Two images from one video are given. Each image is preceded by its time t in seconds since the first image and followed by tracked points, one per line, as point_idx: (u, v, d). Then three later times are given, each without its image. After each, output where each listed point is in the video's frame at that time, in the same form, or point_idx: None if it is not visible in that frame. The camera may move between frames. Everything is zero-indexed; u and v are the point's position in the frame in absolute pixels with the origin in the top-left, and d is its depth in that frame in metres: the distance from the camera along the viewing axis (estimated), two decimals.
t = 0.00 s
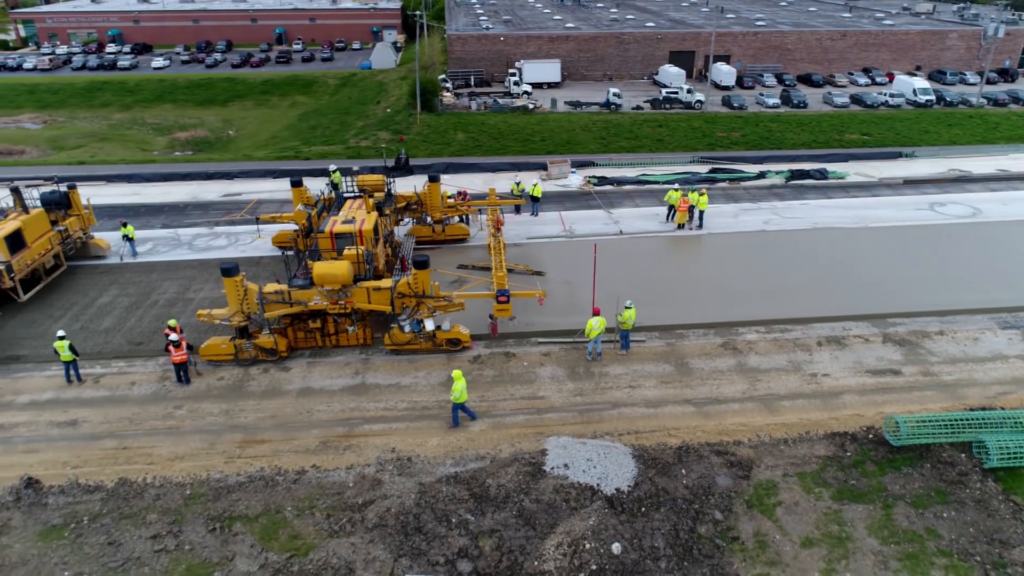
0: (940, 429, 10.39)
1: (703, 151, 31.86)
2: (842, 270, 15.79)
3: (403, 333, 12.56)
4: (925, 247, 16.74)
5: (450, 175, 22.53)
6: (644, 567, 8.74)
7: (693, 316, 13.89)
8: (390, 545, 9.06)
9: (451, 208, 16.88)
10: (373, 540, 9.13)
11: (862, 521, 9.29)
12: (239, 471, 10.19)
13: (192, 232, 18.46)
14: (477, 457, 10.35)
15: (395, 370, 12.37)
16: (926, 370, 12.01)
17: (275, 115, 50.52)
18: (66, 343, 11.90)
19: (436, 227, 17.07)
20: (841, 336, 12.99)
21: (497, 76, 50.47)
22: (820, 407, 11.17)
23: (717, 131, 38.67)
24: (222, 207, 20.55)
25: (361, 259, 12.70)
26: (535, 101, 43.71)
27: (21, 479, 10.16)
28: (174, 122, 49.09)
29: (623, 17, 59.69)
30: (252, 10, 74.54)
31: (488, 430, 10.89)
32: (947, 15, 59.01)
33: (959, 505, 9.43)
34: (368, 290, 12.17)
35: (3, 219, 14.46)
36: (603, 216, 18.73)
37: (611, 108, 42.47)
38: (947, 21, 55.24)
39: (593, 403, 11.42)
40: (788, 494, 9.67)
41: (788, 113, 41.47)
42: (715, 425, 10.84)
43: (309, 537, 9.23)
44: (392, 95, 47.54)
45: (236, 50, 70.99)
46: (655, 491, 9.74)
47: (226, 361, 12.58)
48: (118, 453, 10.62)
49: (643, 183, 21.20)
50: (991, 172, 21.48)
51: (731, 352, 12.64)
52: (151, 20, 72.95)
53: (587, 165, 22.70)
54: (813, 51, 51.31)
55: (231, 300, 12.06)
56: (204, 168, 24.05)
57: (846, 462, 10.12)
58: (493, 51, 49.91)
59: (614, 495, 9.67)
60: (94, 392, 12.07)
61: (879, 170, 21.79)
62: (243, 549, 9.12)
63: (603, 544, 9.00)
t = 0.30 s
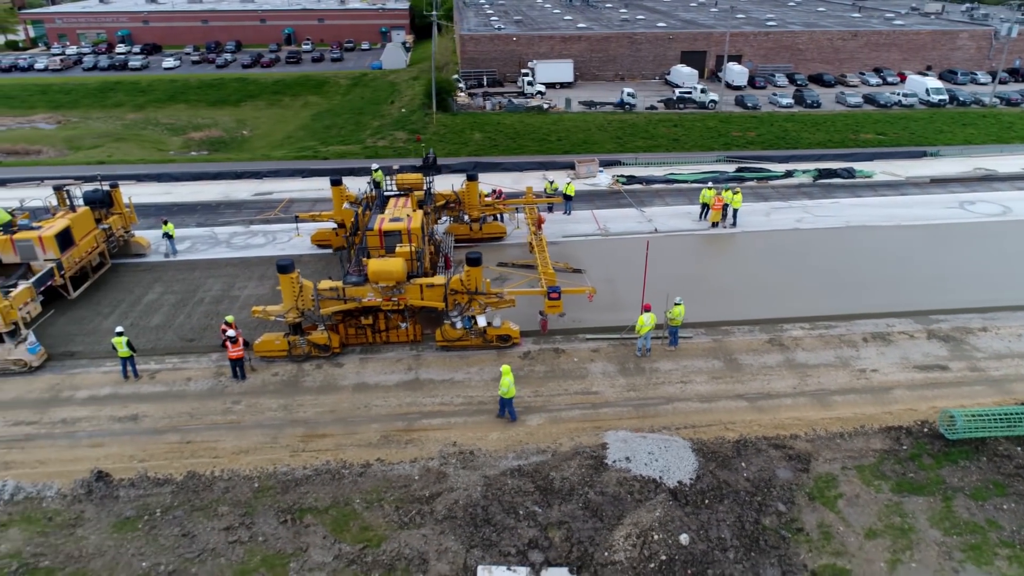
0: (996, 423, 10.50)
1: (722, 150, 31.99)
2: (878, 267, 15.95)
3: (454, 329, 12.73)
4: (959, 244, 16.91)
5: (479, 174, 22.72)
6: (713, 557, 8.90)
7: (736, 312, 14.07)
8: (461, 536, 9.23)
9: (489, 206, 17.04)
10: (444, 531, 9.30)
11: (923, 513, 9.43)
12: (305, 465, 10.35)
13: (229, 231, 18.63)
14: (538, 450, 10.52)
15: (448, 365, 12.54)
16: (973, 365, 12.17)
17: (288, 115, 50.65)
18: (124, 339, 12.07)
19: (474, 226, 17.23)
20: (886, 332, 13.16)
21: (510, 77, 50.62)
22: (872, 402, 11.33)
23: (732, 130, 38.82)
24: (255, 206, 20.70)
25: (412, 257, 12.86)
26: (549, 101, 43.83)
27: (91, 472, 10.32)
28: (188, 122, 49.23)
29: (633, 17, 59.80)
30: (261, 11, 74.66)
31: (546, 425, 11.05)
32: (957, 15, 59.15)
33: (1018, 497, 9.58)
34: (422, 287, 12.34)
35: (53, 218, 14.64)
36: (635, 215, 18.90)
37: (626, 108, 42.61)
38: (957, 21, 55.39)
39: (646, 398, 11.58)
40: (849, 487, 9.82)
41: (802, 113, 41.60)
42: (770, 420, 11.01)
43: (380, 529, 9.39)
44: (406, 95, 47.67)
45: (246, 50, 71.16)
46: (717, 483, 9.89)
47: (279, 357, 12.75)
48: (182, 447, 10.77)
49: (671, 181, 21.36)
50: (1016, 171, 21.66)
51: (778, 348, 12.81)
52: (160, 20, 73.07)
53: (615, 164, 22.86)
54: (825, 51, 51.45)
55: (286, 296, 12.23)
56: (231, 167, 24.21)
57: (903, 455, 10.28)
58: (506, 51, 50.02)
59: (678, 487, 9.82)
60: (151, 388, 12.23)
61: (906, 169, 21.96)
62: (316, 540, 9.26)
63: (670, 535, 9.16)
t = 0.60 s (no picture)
0: None
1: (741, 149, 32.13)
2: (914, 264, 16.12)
3: (504, 324, 12.89)
4: (992, 240, 17.05)
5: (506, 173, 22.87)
6: (780, 546, 9.07)
7: (779, 308, 14.26)
8: (530, 526, 9.40)
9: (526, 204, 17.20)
10: (512, 521, 9.47)
11: (982, 503, 9.59)
12: (370, 457, 10.52)
13: (265, 229, 18.79)
14: (598, 442, 10.68)
15: (498, 360, 12.70)
16: (1019, 359, 12.33)
17: (301, 115, 50.77)
18: (181, 333, 12.23)
19: (511, 223, 17.39)
20: (929, 328, 13.34)
21: (522, 76, 50.75)
22: (922, 395, 11.50)
23: (748, 130, 38.99)
24: (288, 204, 20.86)
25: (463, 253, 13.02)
26: (563, 100, 43.96)
27: (158, 464, 10.49)
28: (202, 122, 49.36)
29: (643, 16, 59.91)
30: (269, 11, 74.79)
31: (602, 418, 11.21)
32: (966, 15, 59.29)
33: None
34: (474, 283, 12.50)
35: (101, 216, 14.84)
36: (668, 212, 19.06)
37: (640, 108, 42.73)
38: (967, 21, 55.52)
39: (699, 392, 11.75)
40: (907, 478, 9.98)
41: (817, 112, 41.77)
42: (823, 412, 11.18)
43: (449, 519, 9.56)
44: (419, 95, 47.81)
45: (255, 50, 71.31)
46: (777, 474, 10.06)
47: (332, 351, 12.92)
48: (246, 439, 10.94)
49: (699, 179, 21.52)
50: None
51: (823, 342, 12.98)
52: (169, 21, 73.19)
53: (642, 163, 23.07)
54: (836, 50, 51.60)
55: (341, 291, 12.42)
56: (259, 165, 24.37)
57: (957, 447, 10.45)
58: (518, 51, 50.16)
59: (739, 478, 9.99)
60: (207, 382, 12.39)
61: (932, 167, 22.13)
62: (387, 530, 9.43)
63: (736, 525, 9.32)
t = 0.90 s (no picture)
0: None
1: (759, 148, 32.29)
2: (949, 260, 16.27)
3: (553, 320, 13.07)
4: None
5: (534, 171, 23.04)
6: (843, 535, 9.24)
7: (820, 304, 14.46)
8: (596, 516, 9.57)
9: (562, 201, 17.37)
10: (578, 510, 9.65)
11: None
12: (432, 448, 10.69)
13: (300, 227, 18.95)
14: (655, 434, 10.86)
15: (547, 354, 12.86)
16: None
17: (314, 115, 50.91)
18: (236, 328, 12.41)
19: (547, 221, 17.53)
20: (970, 323, 13.52)
21: (534, 76, 50.92)
22: (970, 389, 11.67)
23: (763, 129, 39.19)
24: (319, 202, 21.04)
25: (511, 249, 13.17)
26: (577, 100, 44.12)
27: (224, 456, 10.66)
28: (215, 122, 49.50)
29: (652, 16, 60.06)
30: (278, 11, 74.96)
31: (656, 411, 11.39)
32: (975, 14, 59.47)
33: None
34: (524, 278, 12.64)
35: (149, 213, 15.01)
36: (699, 210, 19.23)
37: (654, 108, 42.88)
38: (977, 21, 55.69)
39: (750, 385, 11.93)
40: (962, 469, 10.15)
41: (830, 111, 41.95)
42: (875, 405, 11.36)
43: (515, 509, 9.73)
44: (432, 95, 47.96)
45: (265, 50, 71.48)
46: (835, 466, 10.24)
47: (383, 346, 13.09)
48: (307, 432, 11.11)
49: (727, 178, 21.68)
50: None
51: (868, 337, 13.16)
52: (178, 21, 73.33)
53: (668, 161, 23.24)
54: (846, 50, 51.79)
55: (393, 287, 12.56)
56: (287, 165, 24.51)
57: (1010, 438, 10.61)
58: (530, 51, 50.35)
59: (797, 469, 10.16)
60: (262, 376, 12.56)
61: (957, 166, 22.30)
62: (455, 519, 9.60)
63: (799, 514, 9.50)
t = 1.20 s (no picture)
0: None
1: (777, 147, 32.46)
2: (982, 256, 16.43)
3: (600, 315, 13.23)
4: None
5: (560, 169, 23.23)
6: (904, 524, 9.40)
7: (859, 299, 14.64)
8: (659, 505, 9.75)
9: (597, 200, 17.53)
10: (642, 500, 9.82)
11: None
12: (492, 440, 10.86)
13: (335, 224, 19.13)
14: (711, 427, 11.04)
15: (596, 349, 13.03)
16: None
17: (326, 114, 51.04)
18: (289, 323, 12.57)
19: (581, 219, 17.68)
20: (1010, 318, 13.69)
21: (546, 76, 51.09)
22: (1017, 382, 11.84)
23: (777, 128, 39.39)
24: (350, 200, 21.19)
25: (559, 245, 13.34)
26: (591, 99, 44.29)
27: (288, 448, 10.84)
28: (228, 122, 49.63)
29: (661, 16, 60.22)
30: (286, 11, 75.11)
31: (708, 404, 11.56)
32: (984, 14, 59.69)
33: None
34: (573, 273, 12.82)
35: (194, 211, 15.17)
36: (730, 207, 19.40)
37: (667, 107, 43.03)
38: (986, 21, 55.89)
39: (799, 378, 12.11)
40: (1017, 459, 10.30)
41: (843, 111, 42.15)
42: (924, 398, 11.53)
43: (579, 499, 9.90)
44: (445, 94, 48.10)
45: (273, 50, 71.63)
46: (890, 456, 10.40)
47: (432, 341, 13.26)
48: (366, 425, 11.28)
49: (754, 176, 21.86)
50: None
51: (910, 332, 13.34)
52: (187, 21, 73.42)
53: (693, 160, 23.44)
54: (856, 50, 51.98)
55: (444, 282, 12.81)
56: (313, 163, 24.64)
57: None
58: (542, 50, 50.52)
59: (854, 460, 10.34)
60: (315, 370, 12.72)
61: (980, 164, 22.49)
62: (521, 509, 9.77)
63: (859, 504, 9.66)
